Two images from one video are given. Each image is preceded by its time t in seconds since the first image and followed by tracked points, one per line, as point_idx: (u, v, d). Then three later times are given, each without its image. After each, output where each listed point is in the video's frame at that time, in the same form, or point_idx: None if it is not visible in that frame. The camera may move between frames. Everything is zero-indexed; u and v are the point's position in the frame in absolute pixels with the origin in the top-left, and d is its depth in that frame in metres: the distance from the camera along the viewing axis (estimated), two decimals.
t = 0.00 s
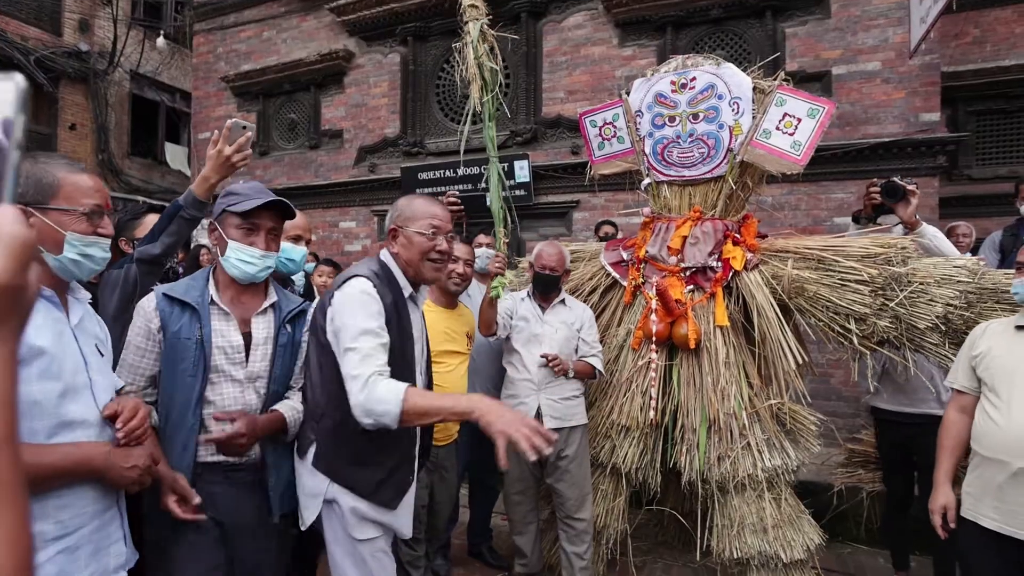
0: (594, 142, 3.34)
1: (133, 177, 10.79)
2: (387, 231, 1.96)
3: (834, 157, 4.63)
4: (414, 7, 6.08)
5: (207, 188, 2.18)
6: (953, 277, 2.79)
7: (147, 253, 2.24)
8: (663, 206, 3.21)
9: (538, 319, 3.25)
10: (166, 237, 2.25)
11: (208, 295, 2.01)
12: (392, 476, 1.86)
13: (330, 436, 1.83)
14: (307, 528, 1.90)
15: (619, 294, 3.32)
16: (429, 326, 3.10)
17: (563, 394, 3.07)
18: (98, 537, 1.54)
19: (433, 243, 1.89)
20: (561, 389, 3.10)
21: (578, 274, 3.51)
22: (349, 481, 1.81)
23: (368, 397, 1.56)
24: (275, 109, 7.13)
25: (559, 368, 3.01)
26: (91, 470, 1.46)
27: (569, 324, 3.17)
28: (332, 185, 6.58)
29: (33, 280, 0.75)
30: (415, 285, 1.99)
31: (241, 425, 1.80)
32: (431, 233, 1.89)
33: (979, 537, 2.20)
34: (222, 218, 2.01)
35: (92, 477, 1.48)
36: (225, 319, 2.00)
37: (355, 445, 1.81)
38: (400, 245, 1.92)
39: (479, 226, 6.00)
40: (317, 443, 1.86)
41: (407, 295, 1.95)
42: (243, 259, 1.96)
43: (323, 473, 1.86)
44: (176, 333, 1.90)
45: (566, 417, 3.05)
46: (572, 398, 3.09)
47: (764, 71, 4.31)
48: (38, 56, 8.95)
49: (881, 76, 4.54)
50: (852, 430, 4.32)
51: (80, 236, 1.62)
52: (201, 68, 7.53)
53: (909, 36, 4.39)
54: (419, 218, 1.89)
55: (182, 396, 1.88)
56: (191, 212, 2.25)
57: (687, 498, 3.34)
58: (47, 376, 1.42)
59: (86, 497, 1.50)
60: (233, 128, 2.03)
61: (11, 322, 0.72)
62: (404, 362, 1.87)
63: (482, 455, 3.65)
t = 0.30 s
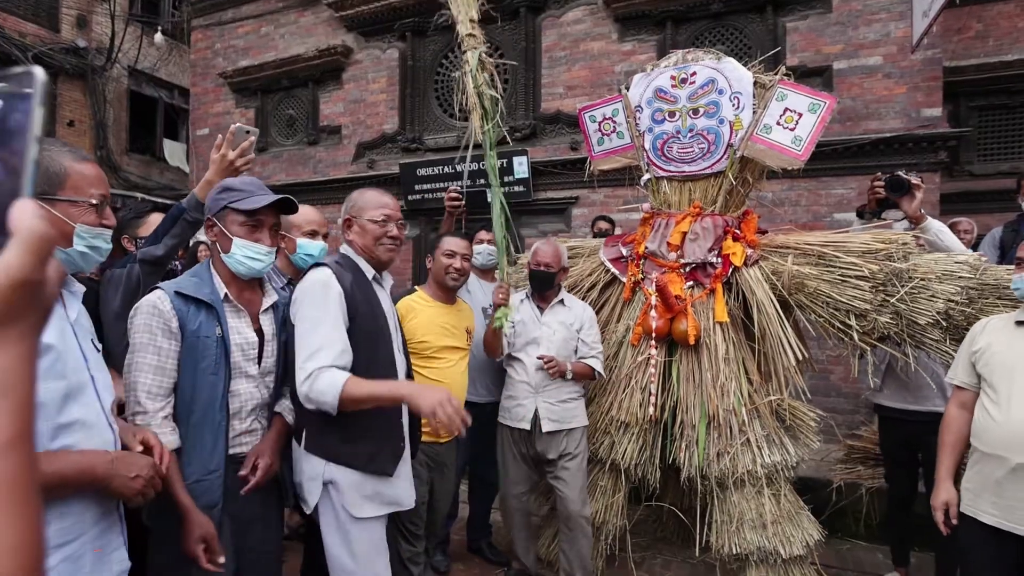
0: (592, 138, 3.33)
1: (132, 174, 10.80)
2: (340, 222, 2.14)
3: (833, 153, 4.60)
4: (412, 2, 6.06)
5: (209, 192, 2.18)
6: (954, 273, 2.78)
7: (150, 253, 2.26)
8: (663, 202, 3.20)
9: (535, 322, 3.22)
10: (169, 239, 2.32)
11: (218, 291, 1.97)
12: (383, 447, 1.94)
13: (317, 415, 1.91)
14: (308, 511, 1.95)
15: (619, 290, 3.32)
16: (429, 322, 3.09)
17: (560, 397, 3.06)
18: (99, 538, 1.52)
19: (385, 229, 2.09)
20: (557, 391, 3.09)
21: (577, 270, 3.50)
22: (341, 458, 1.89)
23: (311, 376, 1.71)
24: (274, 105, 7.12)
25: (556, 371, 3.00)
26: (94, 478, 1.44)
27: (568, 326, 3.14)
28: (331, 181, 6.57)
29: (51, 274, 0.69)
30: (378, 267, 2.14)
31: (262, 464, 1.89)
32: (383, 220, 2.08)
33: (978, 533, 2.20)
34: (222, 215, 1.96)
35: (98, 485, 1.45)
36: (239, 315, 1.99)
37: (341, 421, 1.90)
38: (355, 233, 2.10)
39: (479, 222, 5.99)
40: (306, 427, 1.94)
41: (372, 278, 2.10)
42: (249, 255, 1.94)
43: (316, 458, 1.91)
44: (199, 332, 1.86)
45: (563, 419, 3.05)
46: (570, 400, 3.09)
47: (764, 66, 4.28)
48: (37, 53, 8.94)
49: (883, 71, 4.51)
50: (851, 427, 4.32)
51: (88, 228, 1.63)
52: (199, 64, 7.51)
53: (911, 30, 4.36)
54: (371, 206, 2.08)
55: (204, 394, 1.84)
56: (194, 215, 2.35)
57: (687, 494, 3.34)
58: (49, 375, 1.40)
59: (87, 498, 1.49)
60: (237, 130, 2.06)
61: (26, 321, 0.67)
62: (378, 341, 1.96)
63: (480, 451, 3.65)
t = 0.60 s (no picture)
0: (593, 135, 3.34)
1: (132, 173, 10.81)
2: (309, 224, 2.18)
3: (834, 149, 4.59)
4: None
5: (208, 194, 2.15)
6: (956, 270, 2.77)
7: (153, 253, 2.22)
8: (663, 198, 3.19)
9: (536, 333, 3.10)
10: (172, 239, 2.27)
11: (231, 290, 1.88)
12: (385, 428, 2.01)
13: (320, 401, 1.98)
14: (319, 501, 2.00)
15: (619, 287, 3.31)
16: (429, 318, 3.08)
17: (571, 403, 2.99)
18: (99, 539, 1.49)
19: (353, 226, 2.11)
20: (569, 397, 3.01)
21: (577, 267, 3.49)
22: (345, 441, 1.95)
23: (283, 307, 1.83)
24: (273, 103, 7.12)
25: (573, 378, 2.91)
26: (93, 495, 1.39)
27: (584, 329, 3.05)
28: (331, 178, 6.57)
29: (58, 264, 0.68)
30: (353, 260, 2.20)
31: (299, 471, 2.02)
32: (350, 217, 2.11)
33: (978, 530, 2.19)
34: (223, 211, 1.87)
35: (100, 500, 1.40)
36: (252, 315, 1.92)
37: (343, 405, 1.97)
38: (325, 234, 2.14)
39: (479, 220, 5.99)
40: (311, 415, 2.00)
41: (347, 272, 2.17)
42: (252, 252, 1.87)
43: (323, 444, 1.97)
44: (224, 333, 1.77)
45: (571, 425, 2.98)
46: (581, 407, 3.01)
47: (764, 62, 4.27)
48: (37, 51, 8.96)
49: (883, 67, 4.50)
50: (851, 424, 4.32)
51: (83, 223, 1.66)
52: (198, 62, 7.52)
53: (912, 26, 4.35)
54: (338, 206, 2.12)
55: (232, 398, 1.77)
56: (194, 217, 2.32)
57: (687, 492, 3.34)
58: (47, 374, 1.37)
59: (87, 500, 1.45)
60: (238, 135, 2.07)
61: (36, 311, 0.66)
62: (371, 327, 2.05)
63: (479, 448, 3.65)
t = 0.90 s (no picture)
0: (592, 133, 3.34)
1: (130, 170, 10.79)
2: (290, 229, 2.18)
3: (832, 147, 4.60)
4: None
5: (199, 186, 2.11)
6: (952, 267, 2.78)
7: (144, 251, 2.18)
8: (662, 196, 3.20)
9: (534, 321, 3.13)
10: (162, 235, 2.20)
11: (246, 291, 1.78)
12: (374, 416, 2.01)
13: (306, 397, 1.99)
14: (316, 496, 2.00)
15: (618, 284, 3.32)
16: (428, 315, 3.08)
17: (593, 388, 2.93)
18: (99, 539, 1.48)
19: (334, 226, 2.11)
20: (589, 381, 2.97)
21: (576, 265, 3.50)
22: (336, 433, 1.96)
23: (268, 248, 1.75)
24: (272, 100, 7.11)
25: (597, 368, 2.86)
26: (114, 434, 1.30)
27: (602, 316, 3.04)
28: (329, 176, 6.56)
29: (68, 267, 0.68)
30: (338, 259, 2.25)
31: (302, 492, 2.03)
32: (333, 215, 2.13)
33: (973, 525, 2.21)
34: (238, 203, 1.74)
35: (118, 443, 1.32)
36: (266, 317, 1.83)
37: (330, 397, 1.98)
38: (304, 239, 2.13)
39: (478, 217, 5.99)
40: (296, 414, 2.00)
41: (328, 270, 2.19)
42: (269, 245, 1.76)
43: (315, 442, 1.98)
44: (246, 339, 1.68)
45: (597, 411, 2.91)
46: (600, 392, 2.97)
47: (763, 60, 4.28)
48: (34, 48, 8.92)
49: (881, 65, 4.51)
50: (849, 421, 4.34)
51: (84, 220, 1.67)
52: (197, 59, 7.50)
53: (910, 24, 4.36)
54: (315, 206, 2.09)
55: (256, 405, 1.70)
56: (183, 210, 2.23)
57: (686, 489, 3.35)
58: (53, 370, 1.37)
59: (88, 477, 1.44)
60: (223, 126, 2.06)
61: (46, 314, 0.66)
62: (351, 318, 2.07)
63: (479, 445, 3.66)
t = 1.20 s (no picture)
0: (589, 131, 3.33)
1: (124, 167, 10.70)
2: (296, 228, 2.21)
3: (828, 145, 4.63)
4: None
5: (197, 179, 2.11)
6: (945, 265, 2.81)
7: (136, 248, 2.14)
8: (659, 194, 3.21)
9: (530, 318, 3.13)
10: (154, 232, 2.15)
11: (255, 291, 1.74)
12: (370, 409, 2.00)
13: (299, 390, 1.96)
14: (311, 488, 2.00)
15: (615, 282, 3.32)
16: (423, 313, 3.07)
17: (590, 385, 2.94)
18: (98, 539, 1.46)
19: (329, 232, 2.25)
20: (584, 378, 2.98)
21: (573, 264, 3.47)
22: (331, 426, 1.94)
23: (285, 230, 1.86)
24: (268, 97, 7.07)
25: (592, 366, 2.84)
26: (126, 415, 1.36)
27: (601, 314, 3.04)
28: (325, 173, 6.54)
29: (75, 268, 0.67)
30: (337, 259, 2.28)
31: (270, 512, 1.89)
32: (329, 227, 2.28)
33: (967, 520, 2.23)
34: (250, 195, 1.68)
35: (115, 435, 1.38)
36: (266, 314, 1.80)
37: (325, 391, 1.96)
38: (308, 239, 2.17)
39: (474, 215, 5.98)
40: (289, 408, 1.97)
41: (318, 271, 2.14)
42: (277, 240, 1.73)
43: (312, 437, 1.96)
44: (261, 347, 1.63)
45: (594, 409, 2.92)
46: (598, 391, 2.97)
47: (760, 59, 4.30)
48: (26, 43, 8.82)
49: (876, 64, 4.55)
50: (845, 417, 4.37)
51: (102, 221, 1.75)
52: (191, 55, 7.45)
53: (904, 24, 4.40)
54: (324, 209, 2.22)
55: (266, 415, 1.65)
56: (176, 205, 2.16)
57: (683, 486, 3.36)
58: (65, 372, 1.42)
59: (99, 469, 1.49)
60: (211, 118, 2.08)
61: (50, 311, 0.65)
62: (345, 311, 2.06)
63: (476, 444, 3.65)
